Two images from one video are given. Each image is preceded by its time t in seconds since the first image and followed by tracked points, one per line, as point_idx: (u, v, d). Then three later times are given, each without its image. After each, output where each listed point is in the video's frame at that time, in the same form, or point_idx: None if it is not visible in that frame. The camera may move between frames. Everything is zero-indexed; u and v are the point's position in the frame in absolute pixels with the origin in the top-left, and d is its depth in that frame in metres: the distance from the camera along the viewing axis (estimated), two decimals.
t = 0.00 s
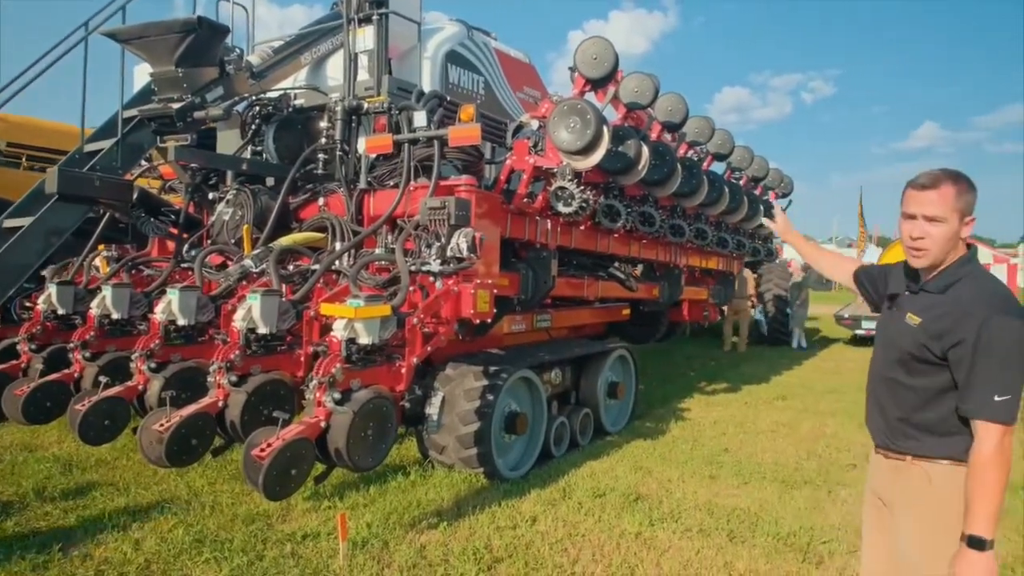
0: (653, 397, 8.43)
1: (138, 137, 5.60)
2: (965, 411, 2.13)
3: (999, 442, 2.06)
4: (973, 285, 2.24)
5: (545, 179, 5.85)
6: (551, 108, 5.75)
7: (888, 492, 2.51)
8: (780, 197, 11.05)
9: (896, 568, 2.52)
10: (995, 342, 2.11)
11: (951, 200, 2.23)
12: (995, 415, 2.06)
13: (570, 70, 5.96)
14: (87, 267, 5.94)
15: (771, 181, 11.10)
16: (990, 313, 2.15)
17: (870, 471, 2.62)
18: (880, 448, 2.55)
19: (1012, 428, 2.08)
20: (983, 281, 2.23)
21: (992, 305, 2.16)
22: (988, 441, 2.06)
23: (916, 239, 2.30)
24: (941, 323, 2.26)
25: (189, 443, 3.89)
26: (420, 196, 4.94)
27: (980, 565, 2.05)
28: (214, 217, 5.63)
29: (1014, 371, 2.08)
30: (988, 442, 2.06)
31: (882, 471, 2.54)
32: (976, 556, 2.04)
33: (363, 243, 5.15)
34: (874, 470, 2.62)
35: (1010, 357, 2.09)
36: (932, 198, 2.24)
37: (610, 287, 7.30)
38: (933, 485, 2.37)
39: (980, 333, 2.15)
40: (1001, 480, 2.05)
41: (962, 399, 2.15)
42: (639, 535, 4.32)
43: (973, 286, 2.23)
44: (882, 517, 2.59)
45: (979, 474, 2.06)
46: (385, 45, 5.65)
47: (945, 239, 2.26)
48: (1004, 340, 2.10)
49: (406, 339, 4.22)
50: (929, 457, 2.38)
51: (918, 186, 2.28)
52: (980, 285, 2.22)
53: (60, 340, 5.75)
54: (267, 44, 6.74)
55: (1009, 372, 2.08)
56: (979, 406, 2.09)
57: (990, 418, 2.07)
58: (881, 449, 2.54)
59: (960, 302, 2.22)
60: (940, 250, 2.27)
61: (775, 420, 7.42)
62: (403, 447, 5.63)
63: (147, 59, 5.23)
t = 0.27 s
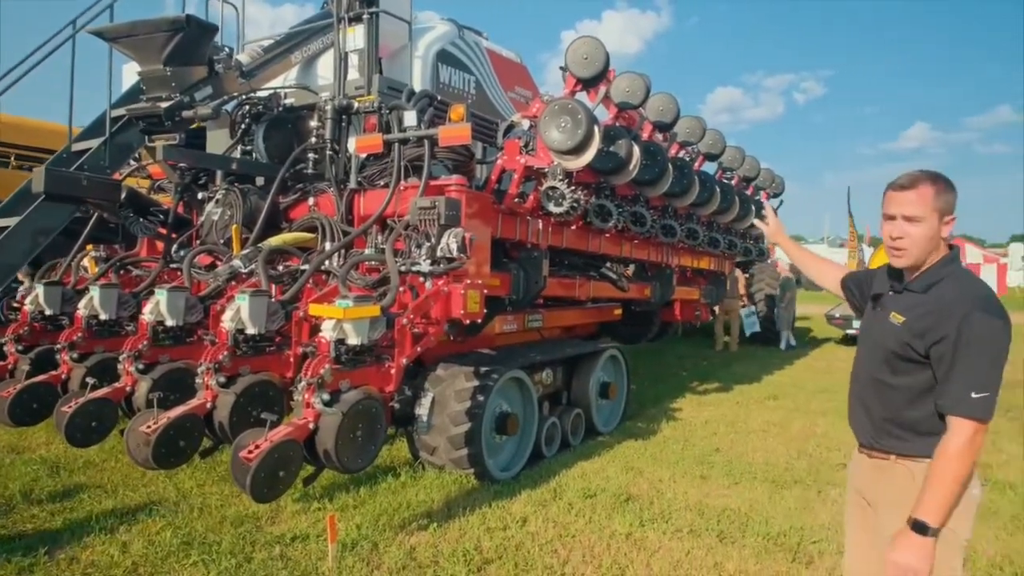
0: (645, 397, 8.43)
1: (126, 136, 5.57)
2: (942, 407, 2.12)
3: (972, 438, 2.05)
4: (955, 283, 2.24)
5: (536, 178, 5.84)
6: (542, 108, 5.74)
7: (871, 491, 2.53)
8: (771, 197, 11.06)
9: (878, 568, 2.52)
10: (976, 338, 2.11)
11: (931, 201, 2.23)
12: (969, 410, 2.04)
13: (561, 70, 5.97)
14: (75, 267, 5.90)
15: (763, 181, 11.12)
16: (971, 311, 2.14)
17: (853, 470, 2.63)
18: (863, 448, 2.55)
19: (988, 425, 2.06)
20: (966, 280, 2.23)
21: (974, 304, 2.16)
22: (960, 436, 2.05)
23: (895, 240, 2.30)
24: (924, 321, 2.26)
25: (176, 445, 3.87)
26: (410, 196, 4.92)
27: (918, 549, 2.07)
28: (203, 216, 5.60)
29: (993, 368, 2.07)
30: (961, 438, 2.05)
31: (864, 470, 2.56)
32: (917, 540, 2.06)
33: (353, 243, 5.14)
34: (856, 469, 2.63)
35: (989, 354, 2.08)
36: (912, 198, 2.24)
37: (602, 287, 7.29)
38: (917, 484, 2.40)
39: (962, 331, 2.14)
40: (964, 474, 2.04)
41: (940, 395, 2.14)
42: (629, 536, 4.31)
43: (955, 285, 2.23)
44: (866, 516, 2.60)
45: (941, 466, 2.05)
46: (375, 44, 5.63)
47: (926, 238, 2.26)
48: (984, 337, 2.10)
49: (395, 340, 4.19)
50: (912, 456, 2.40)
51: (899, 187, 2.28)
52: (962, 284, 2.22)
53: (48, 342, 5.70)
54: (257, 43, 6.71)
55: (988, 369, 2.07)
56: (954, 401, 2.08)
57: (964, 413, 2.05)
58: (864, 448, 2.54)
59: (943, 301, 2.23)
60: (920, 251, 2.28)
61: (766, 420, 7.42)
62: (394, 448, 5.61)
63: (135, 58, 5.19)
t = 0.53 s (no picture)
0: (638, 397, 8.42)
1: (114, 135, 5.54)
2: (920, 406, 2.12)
3: (948, 438, 2.05)
4: (936, 283, 2.24)
5: (528, 178, 5.81)
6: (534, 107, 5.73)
7: (856, 490, 2.52)
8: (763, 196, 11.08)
9: (862, 568, 2.50)
10: (953, 337, 2.11)
11: (914, 201, 2.30)
12: (945, 409, 2.05)
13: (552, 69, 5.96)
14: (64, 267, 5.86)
15: (755, 181, 11.14)
16: (951, 311, 2.15)
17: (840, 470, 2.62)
18: (849, 446, 2.54)
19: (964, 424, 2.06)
20: (948, 279, 2.23)
21: (954, 303, 2.16)
22: (936, 435, 2.05)
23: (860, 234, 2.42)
24: (905, 320, 2.26)
25: (165, 446, 3.85)
26: (401, 195, 4.90)
27: (893, 546, 2.08)
28: (193, 216, 5.57)
29: (970, 368, 2.07)
30: (936, 437, 2.05)
31: (849, 467, 2.55)
32: (892, 537, 2.08)
33: (344, 243, 5.12)
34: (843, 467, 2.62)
35: (967, 354, 2.08)
36: (894, 196, 2.32)
37: (594, 287, 7.29)
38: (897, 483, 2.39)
39: (941, 330, 2.15)
40: (941, 474, 2.04)
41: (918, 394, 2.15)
42: (621, 536, 4.31)
43: (936, 284, 2.23)
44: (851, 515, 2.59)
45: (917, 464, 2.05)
46: (366, 43, 5.62)
47: (877, 230, 2.37)
48: (962, 336, 2.10)
49: (386, 340, 4.17)
50: (894, 454, 2.40)
51: (881, 185, 2.37)
52: (943, 283, 2.22)
53: (36, 342, 5.66)
54: (247, 42, 6.68)
55: (964, 369, 2.08)
56: (931, 400, 2.08)
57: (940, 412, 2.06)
58: (850, 446, 2.54)
59: (923, 300, 2.23)
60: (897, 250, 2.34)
61: (759, 419, 7.43)
62: (386, 448, 5.59)
63: (123, 57, 5.15)
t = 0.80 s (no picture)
0: (632, 396, 8.42)
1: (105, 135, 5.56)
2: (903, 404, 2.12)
3: (932, 437, 2.05)
4: (921, 281, 2.23)
5: (521, 177, 5.79)
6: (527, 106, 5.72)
7: (848, 490, 2.51)
8: (758, 196, 11.09)
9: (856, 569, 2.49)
10: (935, 335, 2.10)
11: (904, 197, 2.27)
12: (928, 407, 2.04)
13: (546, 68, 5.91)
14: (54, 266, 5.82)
15: (750, 181, 11.14)
16: (933, 309, 2.14)
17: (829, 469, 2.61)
18: (839, 445, 2.53)
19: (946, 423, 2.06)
20: (932, 277, 2.23)
21: (937, 301, 2.16)
22: (921, 434, 2.05)
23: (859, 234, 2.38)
24: (889, 317, 2.26)
25: (154, 447, 3.82)
26: (394, 194, 4.88)
27: (898, 554, 2.05)
28: (185, 215, 5.55)
29: (952, 366, 2.07)
30: (920, 435, 2.05)
31: (840, 468, 2.53)
32: (893, 543, 2.06)
33: (336, 242, 5.11)
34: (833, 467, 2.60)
35: (949, 352, 2.08)
36: (881, 193, 2.29)
37: (588, 286, 7.28)
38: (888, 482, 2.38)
39: (922, 328, 2.14)
40: (931, 474, 2.04)
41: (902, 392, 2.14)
42: (613, 536, 4.30)
43: (921, 282, 2.23)
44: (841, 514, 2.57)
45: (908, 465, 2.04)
46: (358, 41, 5.60)
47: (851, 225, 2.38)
48: (945, 334, 2.09)
49: (377, 340, 4.16)
50: (882, 453, 2.39)
51: (870, 183, 2.33)
52: (928, 282, 2.21)
53: (26, 342, 5.62)
54: (239, 40, 6.65)
55: (945, 368, 2.07)
56: (914, 398, 2.08)
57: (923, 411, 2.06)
58: (840, 445, 2.53)
59: (907, 297, 2.22)
60: (890, 249, 2.34)
61: (752, 419, 7.43)
62: (378, 448, 5.58)
63: (114, 55, 5.12)
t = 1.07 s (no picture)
0: (626, 397, 8.41)
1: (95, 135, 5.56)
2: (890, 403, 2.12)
3: (917, 435, 2.05)
4: (911, 279, 2.22)
5: (514, 177, 5.77)
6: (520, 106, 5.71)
7: (840, 491, 2.49)
8: (752, 197, 11.09)
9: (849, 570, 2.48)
10: (922, 333, 2.09)
11: (900, 194, 2.28)
12: (914, 406, 2.04)
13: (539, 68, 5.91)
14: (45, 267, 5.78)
15: (744, 181, 11.15)
16: (921, 308, 2.13)
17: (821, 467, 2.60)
18: (830, 444, 2.52)
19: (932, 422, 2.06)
20: (922, 275, 2.21)
21: (926, 299, 2.15)
22: (906, 432, 2.05)
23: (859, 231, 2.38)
24: (878, 315, 2.25)
25: (144, 448, 3.80)
26: (385, 195, 4.86)
27: (880, 551, 2.09)
28: (176, 215, 5.52)
29: (939, 365, 2.06)
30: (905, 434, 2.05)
31: (832, 468, 2.52)
32: (876, 540, 2.09)
33: (328, 242, 5.09)
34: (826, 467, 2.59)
35: (936, 350, 2.07)
36: (873, 189, 2.32)
37: (582, 286, 7.26)
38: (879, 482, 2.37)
39: (909, 326, 2.13)
40: (916, 473, 2.05)
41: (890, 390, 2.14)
42: (606, 537, 4.29)
43: (911, 280, 2.22)
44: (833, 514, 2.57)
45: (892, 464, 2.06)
46: (351, 41, 5.58)
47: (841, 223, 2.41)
48: (932, 333, 2.08)
49: (368, 341, 4.14)
50: (871, 453, 2.38)
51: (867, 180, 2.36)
52: (918, 281, 2.20)
53: (16, 343, 5.59)
54: (232, 40, 6.63)
55: (931, 366, 2.06)
56: (901, 397, 2.07)
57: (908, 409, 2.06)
58: (831, 444, 2.51)
59: (896, 295, 2.21)
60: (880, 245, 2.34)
61: (747, 419, 7.43)
62: (371, 449, 5.56)
63: (104, 54, 5.09)
